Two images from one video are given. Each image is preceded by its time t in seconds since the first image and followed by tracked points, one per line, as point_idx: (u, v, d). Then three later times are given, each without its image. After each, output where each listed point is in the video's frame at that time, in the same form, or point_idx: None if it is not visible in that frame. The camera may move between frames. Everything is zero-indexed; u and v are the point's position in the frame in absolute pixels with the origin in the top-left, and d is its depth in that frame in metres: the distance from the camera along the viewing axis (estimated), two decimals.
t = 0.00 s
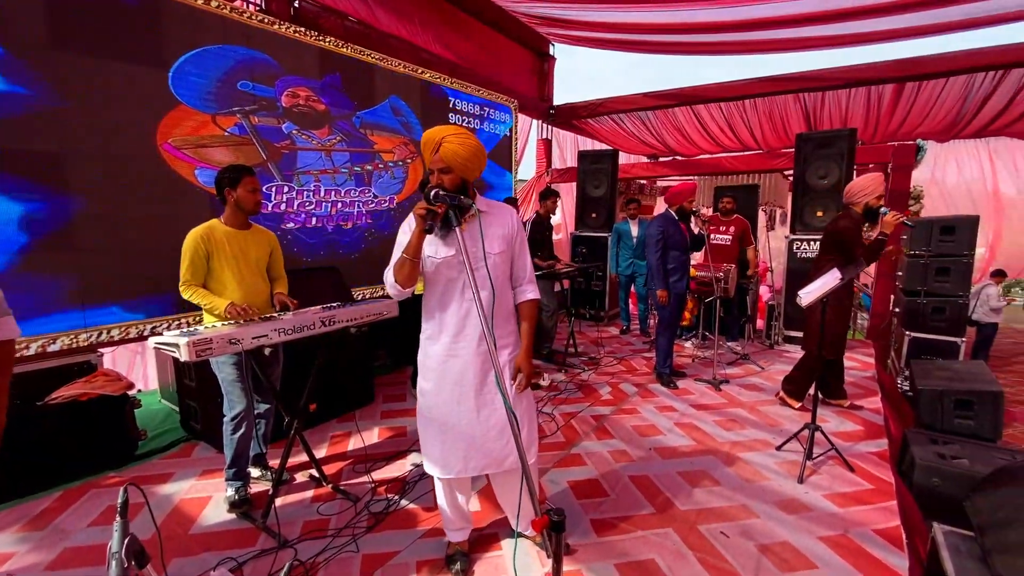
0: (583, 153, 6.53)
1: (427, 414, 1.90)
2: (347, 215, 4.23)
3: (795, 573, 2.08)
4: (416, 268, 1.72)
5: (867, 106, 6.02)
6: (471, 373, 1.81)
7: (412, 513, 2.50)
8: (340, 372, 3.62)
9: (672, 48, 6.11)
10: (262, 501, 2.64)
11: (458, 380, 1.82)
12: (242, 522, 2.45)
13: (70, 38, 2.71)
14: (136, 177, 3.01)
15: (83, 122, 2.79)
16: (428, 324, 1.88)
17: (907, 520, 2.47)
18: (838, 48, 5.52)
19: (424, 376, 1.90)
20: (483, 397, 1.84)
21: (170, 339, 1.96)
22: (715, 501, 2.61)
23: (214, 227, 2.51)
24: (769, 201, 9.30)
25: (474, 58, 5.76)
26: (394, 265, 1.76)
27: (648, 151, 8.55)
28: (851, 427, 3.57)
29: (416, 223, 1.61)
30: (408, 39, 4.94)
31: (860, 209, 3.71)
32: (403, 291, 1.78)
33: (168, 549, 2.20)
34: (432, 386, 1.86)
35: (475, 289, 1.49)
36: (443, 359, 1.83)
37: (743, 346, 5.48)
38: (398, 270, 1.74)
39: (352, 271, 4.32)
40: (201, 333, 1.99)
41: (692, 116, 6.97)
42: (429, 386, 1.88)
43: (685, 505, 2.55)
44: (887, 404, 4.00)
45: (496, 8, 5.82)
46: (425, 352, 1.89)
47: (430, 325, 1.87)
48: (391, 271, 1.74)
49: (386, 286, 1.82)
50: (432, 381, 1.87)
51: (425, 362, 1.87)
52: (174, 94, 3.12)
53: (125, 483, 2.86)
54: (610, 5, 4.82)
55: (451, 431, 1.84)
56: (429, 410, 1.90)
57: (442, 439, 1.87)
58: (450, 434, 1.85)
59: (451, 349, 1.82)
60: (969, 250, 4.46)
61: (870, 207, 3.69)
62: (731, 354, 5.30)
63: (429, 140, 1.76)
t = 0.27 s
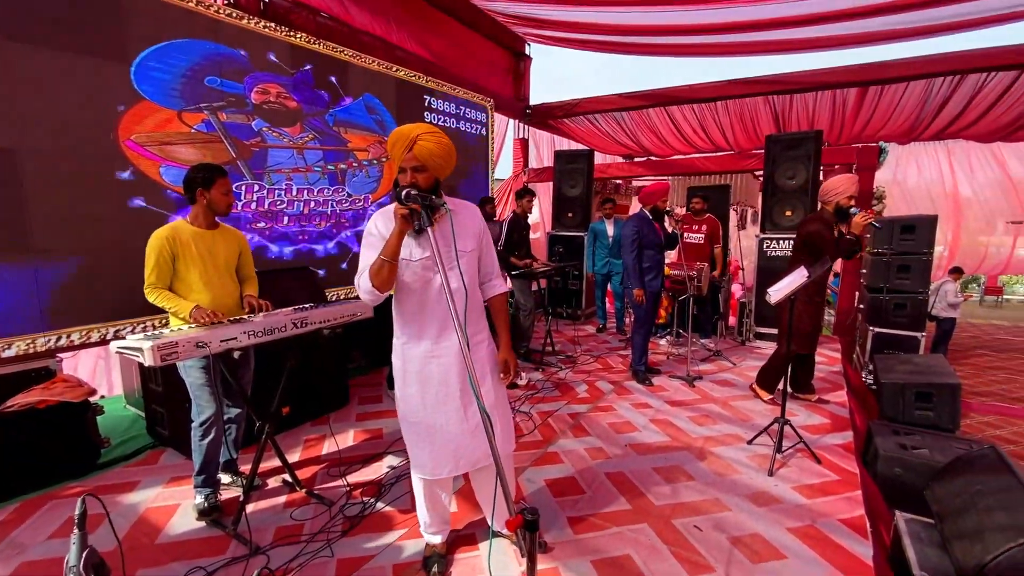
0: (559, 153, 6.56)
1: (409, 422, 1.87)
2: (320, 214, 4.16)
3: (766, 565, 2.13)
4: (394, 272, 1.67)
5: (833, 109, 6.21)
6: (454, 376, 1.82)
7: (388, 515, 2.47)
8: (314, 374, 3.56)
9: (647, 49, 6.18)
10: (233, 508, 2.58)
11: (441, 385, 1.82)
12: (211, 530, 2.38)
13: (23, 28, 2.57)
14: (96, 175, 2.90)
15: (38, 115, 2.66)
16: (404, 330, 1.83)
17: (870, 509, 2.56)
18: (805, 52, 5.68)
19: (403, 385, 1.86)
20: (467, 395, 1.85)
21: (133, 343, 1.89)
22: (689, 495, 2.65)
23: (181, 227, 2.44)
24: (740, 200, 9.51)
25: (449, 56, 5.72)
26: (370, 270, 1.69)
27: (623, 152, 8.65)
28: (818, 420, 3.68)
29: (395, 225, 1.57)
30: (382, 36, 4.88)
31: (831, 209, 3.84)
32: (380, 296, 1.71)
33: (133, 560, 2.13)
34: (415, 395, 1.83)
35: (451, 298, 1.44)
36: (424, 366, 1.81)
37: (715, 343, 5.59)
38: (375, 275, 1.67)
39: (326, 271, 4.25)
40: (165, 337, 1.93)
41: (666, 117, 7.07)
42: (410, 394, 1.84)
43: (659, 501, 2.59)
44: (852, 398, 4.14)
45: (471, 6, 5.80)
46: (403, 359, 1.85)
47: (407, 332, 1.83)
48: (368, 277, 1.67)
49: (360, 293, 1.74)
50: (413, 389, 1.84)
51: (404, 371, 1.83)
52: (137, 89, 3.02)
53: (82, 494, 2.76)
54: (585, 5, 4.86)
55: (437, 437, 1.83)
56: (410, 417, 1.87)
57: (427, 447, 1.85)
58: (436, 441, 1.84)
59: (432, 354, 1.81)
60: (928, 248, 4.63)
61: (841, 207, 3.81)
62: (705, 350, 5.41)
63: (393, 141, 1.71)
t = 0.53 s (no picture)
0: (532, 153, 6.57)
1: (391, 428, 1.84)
2: (288, 213, 4.06)
3: (734, 555, 2.19)
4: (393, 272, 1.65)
5: (796, 112, 6.41)
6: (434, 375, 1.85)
7: (360, 519, 2.44)
8: (282, 377, 3.48)
9: (619, 50, 6.24)
10: (197, 516, 2.50)
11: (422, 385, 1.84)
12: (175, 540, 2.30)
13: None
14: (47, 171, 2.75)
15: None
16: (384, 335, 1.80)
17: (832, 498, 2.65)
18: (770, 56, 5.84)
19: (383, 390, 1.83)
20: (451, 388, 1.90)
21: (87, 348, 1.81)
22: (660, 490, 2.70)
23: (140, 226, 2.34)
24: (709, 200, 9.72)
25: (421, 54, 5.67)
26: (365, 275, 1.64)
27: (596, 152, 8.74)
28: (783, 413, 3.79)
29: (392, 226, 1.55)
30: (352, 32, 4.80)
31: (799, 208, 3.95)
32: (377, 301, 1.67)
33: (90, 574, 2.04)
34: (397, 400, 1.80)
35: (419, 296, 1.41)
36: (405, 367, 1.81)
37: (686, 339, 5.70)
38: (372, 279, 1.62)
39: (294, 271, 4.16)
40: (122, 341, 1.85)
41: (637, 118, 7.17)
42: (391, 399, 1.82)
43: (631, 496, 2.62)
44: (815, 391, 4.29)
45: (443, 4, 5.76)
46: (381, 364, 1.81)
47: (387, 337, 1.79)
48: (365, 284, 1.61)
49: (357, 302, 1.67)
50: (394, 393, 1.82)
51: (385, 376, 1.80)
52: (91, 83, 2.89)
53: (32, 507, 2.61)
54: (557, 5, 4.87)
55: (422, 438, 1.85)
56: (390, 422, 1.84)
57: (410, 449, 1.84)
58: (420, 441, 1.85)
59: (412, 354, 1.82)
60: (884, 247, 4.82)
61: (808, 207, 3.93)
62: (675, 347, 5.51)
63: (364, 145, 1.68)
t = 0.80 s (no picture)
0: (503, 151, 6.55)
1: (370, 427, 1.84)
2: (252, 211, 3.95)
3: (700, 545, 2.24)
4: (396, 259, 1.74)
5: (759, 113, 6.60)
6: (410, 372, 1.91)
7: (328, 523, 2.39)
8: (246, 380, 3.39)
9: (589, 50, 6.29)
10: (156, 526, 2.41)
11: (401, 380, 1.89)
12: (133, 551, 2.22)
13: None
14: None
15: None
16: (368, 334, 1.80)
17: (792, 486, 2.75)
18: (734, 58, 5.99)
19: (366, 390, 1.82)
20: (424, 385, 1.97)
21: (32, 353, 1.72)
22: (629, 484, 2.74)
23: (92, 225, 2.24)
24: (676, 199, 9.93)
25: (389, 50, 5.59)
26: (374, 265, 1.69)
27: (567, 151, 8.80)
28: (747, 406, 3.91)
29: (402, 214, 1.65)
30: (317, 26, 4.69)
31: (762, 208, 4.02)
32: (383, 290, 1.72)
33: None
34: (379, 398, 1.83)
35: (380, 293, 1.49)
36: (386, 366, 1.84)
37: (654, 336, 5.81)
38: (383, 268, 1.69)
39: (259, 271, 4.05)
40: (71, 346, 1.77)
41: (607, 117, 7.25)
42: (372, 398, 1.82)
43: (601, 491, 2.65)
44: (778, 383, 4.43)
45: None
46: (363, 363, 1.81)
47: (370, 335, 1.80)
48: (376, 272, 1.64)
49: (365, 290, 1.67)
50: (378, 392, 1.83)
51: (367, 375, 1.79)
52: (37, 74, 2.73)
53: None
54: (527, 4, 4.88)
55: (398, 433, 1.89)
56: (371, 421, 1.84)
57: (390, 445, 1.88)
58: (398, 438, 1.89)
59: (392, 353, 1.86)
60: (842, 244, 5.04)
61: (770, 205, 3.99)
62: (644, 343, 5.61)
63: (345, 138, 1.73)
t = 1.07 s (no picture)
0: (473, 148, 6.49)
1: (351, 421, 1.81)
2: (212, 209, 3.83)
3: (666, 536, 2.29)
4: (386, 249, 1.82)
5: (723, 114, 6.78)
6: (387, 367, 1.93)
7: (293, 528, 2.34)
8: (207, 383, 3.28)
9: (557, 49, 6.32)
10: (111, 537, 2.32)
11: (381, 375, 1.91)
12: (85, 564, 2.12)
13: None
14: None
15: None
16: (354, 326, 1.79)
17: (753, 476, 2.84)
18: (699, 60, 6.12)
19: (349, 383, 1.79)
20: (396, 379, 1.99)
21: None
22: (598, 478, 2.78)
23: (37, 224, 2.12)
24: (644, 197, 10.11)
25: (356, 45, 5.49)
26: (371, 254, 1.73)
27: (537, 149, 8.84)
28: (712, 399, 4.02)
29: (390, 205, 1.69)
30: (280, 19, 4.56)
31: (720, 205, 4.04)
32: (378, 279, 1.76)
33: None
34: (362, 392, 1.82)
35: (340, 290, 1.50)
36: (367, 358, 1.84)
37: (623, 331, 5.91)
38: (377, 256, 1.75)
39: (220, 271, 3.93)
40: (14, 351, 1.68)
41: (575, 116, 7.30)
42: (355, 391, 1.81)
43: (570, 486, 2.68)
44: (740, 376, 4.57)
45: None
46: (347, 355, 1.78)
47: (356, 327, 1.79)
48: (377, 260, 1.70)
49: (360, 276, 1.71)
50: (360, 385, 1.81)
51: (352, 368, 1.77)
52: None
53: None
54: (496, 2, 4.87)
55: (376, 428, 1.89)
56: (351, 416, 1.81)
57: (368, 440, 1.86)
58: (377, 433, 1.89)
59: (374, 347, 1.87)
60: (800, 241, 5.22)
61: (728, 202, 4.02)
62: (614, 339, 5.69)
63: (331, 136, 1.82)
